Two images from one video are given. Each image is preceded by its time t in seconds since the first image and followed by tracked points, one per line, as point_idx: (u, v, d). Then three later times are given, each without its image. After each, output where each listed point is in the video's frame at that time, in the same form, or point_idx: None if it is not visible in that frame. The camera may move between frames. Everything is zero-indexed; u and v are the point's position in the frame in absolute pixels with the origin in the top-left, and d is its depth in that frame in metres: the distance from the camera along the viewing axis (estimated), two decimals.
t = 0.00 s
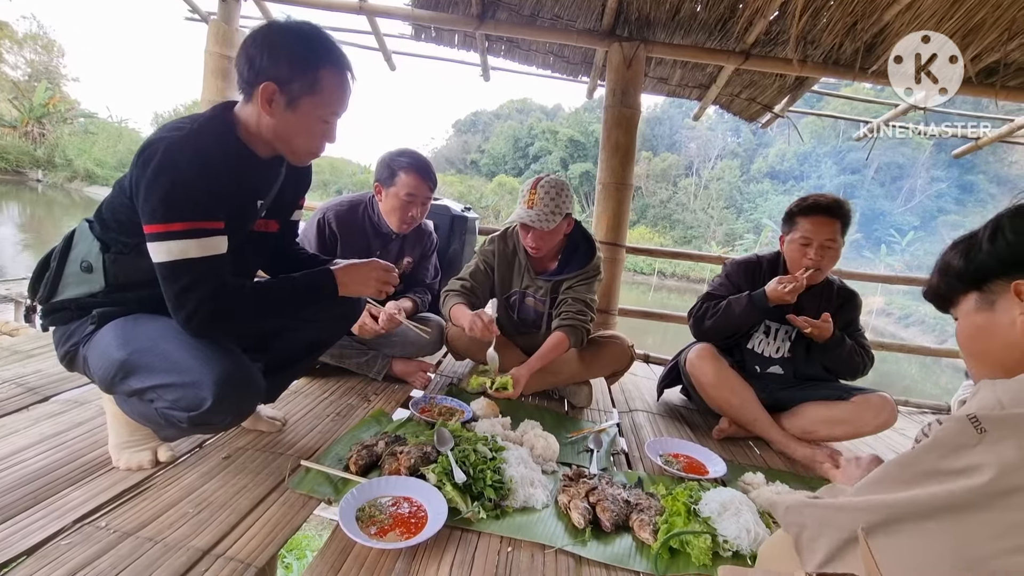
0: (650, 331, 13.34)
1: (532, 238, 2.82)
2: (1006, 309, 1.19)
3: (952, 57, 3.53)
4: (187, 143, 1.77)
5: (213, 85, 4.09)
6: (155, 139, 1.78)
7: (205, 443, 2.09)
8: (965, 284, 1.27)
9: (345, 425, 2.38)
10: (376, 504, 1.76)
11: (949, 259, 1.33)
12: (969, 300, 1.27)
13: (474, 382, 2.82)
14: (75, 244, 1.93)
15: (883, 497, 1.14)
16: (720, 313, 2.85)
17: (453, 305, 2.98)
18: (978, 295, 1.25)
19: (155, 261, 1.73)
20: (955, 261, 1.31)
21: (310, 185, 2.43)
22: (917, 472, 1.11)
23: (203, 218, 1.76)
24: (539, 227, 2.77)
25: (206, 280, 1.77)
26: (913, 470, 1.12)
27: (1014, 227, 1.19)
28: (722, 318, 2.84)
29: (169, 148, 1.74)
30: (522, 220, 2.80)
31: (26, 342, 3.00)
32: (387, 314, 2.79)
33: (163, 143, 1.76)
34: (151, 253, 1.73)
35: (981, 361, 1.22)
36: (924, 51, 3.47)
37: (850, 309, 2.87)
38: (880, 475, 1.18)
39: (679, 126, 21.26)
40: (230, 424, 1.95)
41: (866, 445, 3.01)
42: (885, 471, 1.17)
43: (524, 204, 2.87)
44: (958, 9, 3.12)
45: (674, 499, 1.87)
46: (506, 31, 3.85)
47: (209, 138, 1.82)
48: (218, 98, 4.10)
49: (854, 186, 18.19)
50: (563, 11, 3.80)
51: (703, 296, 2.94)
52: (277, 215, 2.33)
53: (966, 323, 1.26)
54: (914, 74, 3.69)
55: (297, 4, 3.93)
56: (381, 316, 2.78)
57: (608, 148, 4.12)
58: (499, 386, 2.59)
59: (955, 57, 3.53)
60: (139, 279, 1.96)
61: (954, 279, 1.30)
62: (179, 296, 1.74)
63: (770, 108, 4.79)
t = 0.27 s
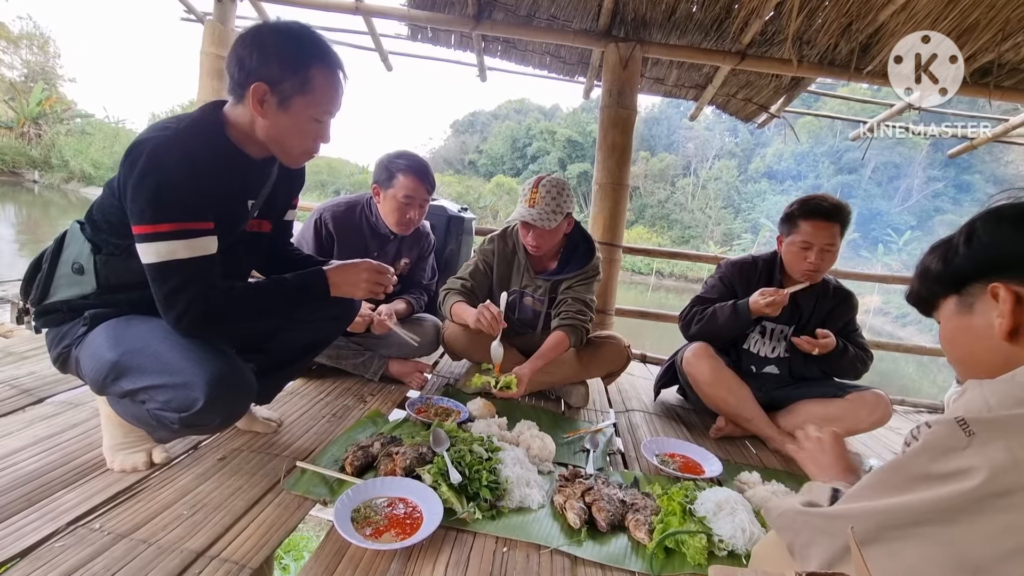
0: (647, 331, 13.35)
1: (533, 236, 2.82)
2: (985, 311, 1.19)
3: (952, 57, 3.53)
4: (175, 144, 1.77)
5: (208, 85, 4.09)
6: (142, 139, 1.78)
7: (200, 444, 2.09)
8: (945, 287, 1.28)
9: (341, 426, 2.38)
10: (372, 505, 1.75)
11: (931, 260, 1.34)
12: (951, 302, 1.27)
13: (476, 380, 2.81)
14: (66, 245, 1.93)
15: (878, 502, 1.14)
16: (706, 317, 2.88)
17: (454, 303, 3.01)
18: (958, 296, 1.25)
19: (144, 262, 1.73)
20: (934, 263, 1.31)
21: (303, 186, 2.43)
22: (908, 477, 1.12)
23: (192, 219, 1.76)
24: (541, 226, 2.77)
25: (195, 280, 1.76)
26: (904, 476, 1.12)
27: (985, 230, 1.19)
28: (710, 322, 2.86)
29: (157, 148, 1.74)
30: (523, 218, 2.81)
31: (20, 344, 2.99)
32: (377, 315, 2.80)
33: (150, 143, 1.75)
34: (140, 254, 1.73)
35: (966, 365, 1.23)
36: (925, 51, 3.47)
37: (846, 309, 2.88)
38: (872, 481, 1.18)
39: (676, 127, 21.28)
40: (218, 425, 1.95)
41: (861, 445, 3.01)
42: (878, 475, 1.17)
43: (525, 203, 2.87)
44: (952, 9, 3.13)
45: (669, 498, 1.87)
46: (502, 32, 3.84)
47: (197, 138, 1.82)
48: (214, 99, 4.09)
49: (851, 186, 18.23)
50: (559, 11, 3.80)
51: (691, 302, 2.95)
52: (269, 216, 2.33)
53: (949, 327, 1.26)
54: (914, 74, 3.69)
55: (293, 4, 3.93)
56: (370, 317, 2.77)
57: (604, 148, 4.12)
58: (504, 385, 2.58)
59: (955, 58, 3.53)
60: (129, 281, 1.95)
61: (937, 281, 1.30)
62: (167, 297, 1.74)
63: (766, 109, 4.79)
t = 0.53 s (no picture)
0: (645, 332, 13.36)
1: (532, 238, 2.83)
2: (962, 319, 1.20)
3: (952, 57, 3.56)
4: (174, 147, 1.78)
5: (208, 87, 4.09)
6: (140, 141, 1.79)
7: (200, 445, 2.10)
8: (926, 297, 1.29)
9: (342, 426, 2.38)
10: (372, 506, 1.76)
11: (909, 271, 1.35)
12: (934, 311, 1.28)
13: (477, 382, 2.78)
14: (66, 248, 1.94)
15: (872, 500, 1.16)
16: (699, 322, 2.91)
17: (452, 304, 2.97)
18: (938, 305, 1.26)
19: (142, 263, 1.74)
20: (913, 273, 1.32)
21: (303, 188, 2.45)
22: (898, 478, 1.13)
23: (190, 221, 1.76)
24: (540, 227, 2.78)
25: (191, 282, 1.77)
26: (894, 477, 1.14)
27: (954, 240, 1.21)
28: (701, 328, 2.90)
29: (155, 150, 1.75)
30: (521, 220, 2.83)
31: (20, 346, 2.99)
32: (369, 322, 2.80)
33: (149, 145, 1.76)
34: (137, 255, 1.74)
35: (954, 373, 1.23)
36: (925, 51, 3.48)
37: (845, 308, 2.89)
38: (860, 482, 1.21)
39: (674, 127, 21.31)
40: (217, 426, 1.95)
41: (860, 443, 3.03)
42: (867, 476, 1.19)
43: (525, 205, 2.89)
44: (947, 10, 3.15)
45: (668, 497, 1.88)
46: (500, 33, 3.86)
47: (196, 141, 1.83)
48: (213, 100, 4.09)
49: (848, 186, 18.29)
50: (557, 12, 3.81)
51: (685, 305, 2.98)
52: (269, 219, 2.34)
53: (935, 337, 1.27)
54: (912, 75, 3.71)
55: (292, 6, 3.94)
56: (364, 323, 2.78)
57: (602, 149, 4.14)
58: (504, 387, 2.58)
59: (955, 58, 3.56)
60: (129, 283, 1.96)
61: (918, 292, 1.31)
62: (163, 298, 1.75)
63: (764, 109, 4.81)
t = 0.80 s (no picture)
0: (644, 332, 13.38)
1: (528, 238, 2.85)
2: (951, 319, 1.21)
3: (952, 57, 3.55)
4: (173, 150, 1.78)
5: (206, 89, 4.09)
6: (139, 144, 1.79)
7: (200, 447, 2.10)
8: (916, 298, 1.31)
9: (341, 428, 2.39)
10: (372, 507, 1.77)
11: (901, 272, 1.36)
12: (924, 311, 1.29)
13: (477, 385, 2.73)
14: (65, 251, 1.94)
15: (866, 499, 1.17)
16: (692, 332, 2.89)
17: (443, 311, 2.92)
18: (929, 306, 1.27)
19: (139, 266, 1.74)
20: (904, 273, 1.34)
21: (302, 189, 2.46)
22: (890, 477, 1.14)
23: (187, 224, 1.77)
24: (535, 228, 2.79)
25: (189, 284, 1.78)
26: (886, 476, 1.15)
27: (942, 241, 1.22)
28: (693, 337, 2.88)
29: (154, 153, 1.76)
30: (518, 222, 2.84)
31: (19, 349, 2.99)
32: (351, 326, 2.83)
33: (147, 148, 1.77)
34: (135, 258, 1.75)
35: (942, 372, 1.24)
36: (925, 51, 3.48)
37: (844, 310, 2.87)
38: (851, 481, 1.21)
39: (672, 127, 21.33)
40: (217, 428, 1.96)
41: (858, 442, 3.04)
42: (859, 475, 1.20)
43: (521, 206, 2.90)
44: (943, 10, 3.16)
45: (667, 497, 1.89)
46: (497, 35, 3.86)
47: (194, 144, 1.83)
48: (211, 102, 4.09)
49: (846, 185, 18.33)
50: (555, 13, 3.81)
51: (677, 315, 2.99)
52: (268, 220, 2.34)
53: (925, 338, 1.28)
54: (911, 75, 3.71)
55: (289, 8, 3.94)
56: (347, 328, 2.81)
57: (600, 150, 4.15)
58: (505, 390, 2.59)
59: (956, 58, 3.56)
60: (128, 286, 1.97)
61: (910, 292, 1.32)
62: (160, 301, 1.76)
63: (761, 109, 4.83)
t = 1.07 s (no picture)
0: (642, 331, 13.39)
1: (524, 238, 2.85)
2: (947, 317, 1.21)
3: (952, 57, 3.57)
4: (167, 150, 1.78)
5: (203, 89, 4.08)
6: (133, 144, 1.78)
7: (199, 449, 2.10)
8: (912, 295, 1.31)
9: (340, 428, 2.38)
10: (371, 508, 1.76)
11: (895, 270, 1.36)
12: (920, 308, 1.29)
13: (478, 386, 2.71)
14: (61, 252, 1.94)
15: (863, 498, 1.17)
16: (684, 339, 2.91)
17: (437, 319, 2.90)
18: (924, 303, 1.28)
19: (132, 267, 1.74)
20: (899, 271, 1.34)
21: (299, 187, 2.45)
22: (885, 477, 1.14)
23: (181, 225, 1.77)
24: (530, 228, 2.79)
25: (182, 285, 1.78)
26: (881, 476, 1.15)
27: (938, 239, 1.22)
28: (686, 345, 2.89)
29: (148, 154, 1.75)
30: (513, 222, 2.84)
31: (16, 350, 2.98)
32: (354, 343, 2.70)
33: (141, 148, 1.76)
34: (129, 260, 1.74)
35: (937, 368, 1.24)
36: (924, 51, 3.48)
37: (841, 314, 2.80)
38: (847, 480, 1.21)
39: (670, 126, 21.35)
40: (215, 429, 1.96)
41: (856, 441, 3.05)
42: (855, 474, 1.20)
43: (516, 206, 2.90)
44: (939, 10, 3.17)
45: (665, 497, 1.89)
46: (495, 35, 3.87)
47: (189, 145, 1.83)
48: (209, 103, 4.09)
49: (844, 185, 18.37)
50: (552, 13, 3.82)
51: (670, 321, 3.01)
52: (264, 219, 2.33)
53: (921, 335, 1.29)
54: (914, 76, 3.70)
55: (286, 8, 3.93)
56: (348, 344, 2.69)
57: (598, 150, 4.15)
58: (508, 390, 2.58)
59: (956, 58, 3.57)
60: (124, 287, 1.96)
61: (905, 291, 1.32)
62: (153, 302, 1.76)
63: (759, 109, 4.84)
